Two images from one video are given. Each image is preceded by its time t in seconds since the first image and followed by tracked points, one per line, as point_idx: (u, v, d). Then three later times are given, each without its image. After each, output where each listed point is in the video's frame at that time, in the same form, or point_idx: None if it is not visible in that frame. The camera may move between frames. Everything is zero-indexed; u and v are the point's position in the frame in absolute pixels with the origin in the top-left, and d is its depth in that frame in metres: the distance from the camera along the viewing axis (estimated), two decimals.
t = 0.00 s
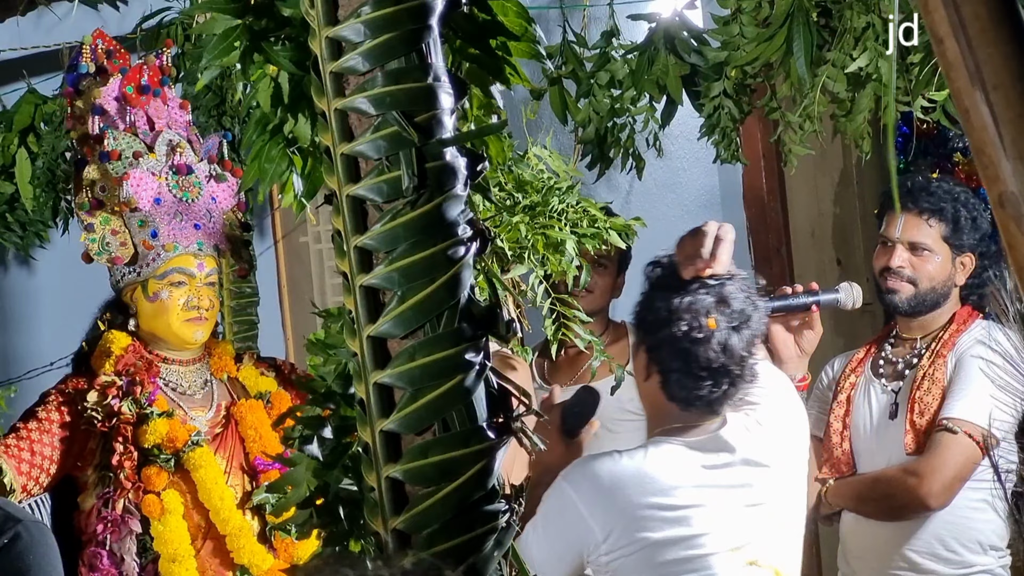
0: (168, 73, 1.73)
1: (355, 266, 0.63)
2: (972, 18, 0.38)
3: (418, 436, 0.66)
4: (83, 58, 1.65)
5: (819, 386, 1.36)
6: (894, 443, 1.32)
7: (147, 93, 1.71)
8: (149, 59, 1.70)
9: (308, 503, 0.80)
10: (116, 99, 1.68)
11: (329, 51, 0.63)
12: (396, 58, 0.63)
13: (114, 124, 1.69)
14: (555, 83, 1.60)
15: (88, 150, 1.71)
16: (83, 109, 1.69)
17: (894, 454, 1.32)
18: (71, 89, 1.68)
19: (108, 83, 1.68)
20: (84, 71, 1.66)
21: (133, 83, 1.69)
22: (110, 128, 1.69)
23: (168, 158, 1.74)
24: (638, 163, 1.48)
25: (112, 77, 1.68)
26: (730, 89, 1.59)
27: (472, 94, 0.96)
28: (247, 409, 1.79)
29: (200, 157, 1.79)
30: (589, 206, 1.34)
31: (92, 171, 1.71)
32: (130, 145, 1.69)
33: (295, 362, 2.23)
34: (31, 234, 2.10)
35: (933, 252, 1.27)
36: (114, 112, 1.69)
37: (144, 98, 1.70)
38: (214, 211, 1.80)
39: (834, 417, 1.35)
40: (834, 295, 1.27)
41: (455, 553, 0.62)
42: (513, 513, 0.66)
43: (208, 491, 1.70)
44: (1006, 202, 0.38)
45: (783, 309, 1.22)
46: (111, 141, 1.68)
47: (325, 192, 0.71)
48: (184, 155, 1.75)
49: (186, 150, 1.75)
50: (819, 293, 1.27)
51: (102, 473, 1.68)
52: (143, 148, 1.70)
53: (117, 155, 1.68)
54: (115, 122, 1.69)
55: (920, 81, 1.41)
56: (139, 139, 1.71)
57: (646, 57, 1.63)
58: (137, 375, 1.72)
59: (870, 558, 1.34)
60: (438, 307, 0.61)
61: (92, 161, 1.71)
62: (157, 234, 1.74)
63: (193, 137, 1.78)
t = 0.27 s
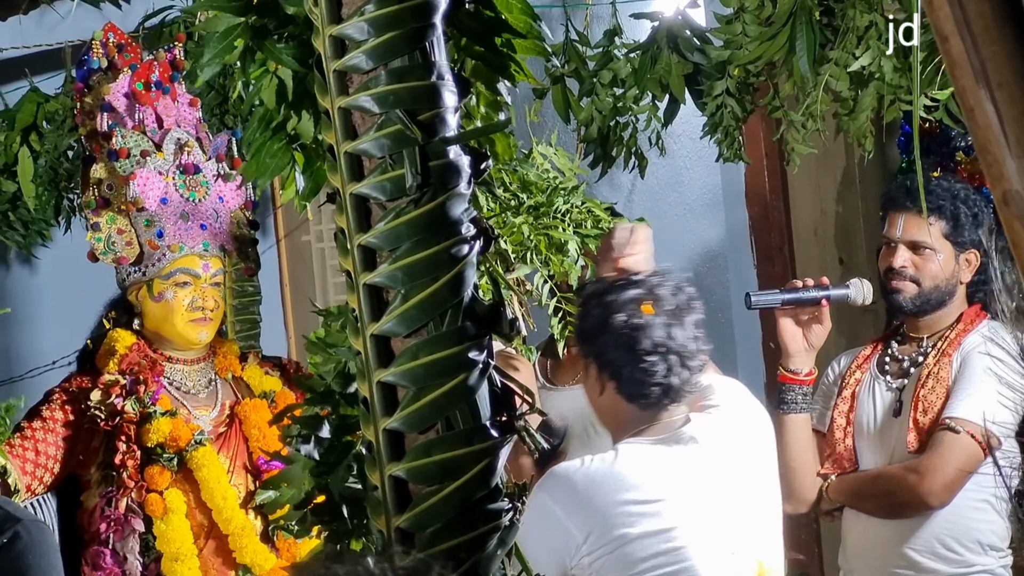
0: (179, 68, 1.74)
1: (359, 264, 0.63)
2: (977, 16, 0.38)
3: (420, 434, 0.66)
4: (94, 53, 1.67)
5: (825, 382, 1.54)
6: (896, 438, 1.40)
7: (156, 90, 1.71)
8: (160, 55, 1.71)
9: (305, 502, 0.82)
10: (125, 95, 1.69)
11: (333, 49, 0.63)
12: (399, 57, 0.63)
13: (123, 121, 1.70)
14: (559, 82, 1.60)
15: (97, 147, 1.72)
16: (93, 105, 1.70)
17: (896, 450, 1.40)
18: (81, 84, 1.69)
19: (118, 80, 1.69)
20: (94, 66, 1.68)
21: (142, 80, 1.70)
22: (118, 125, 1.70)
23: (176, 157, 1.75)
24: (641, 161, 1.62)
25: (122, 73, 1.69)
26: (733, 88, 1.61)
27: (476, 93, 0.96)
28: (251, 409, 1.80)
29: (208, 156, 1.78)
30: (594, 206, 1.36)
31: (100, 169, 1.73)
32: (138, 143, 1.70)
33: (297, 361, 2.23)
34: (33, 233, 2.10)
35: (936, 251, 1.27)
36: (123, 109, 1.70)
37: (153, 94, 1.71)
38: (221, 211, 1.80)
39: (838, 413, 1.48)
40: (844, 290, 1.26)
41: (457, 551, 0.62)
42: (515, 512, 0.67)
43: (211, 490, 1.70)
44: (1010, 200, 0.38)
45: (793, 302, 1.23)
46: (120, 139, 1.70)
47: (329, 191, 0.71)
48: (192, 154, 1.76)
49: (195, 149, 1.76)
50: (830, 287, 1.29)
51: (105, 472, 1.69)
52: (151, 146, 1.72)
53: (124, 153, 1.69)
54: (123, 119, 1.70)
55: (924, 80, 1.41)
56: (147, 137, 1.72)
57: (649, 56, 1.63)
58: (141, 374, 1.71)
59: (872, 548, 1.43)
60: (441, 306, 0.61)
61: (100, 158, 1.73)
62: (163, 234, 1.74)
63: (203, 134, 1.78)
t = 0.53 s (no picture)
0: (184, 69, 1.73)
1: (361, 264, 0.63)
2: (979, 16, 0.37)
3: (422, 434, 0.66)
4: (99, 54, 1.67)
5: (834, 381, 1.60)
6: (897, 439, 1.43)
7: (161, 91, 1.70)
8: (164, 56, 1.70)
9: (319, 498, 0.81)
10: (131, 96, 1.69)
11: (335, 50, 0.63)
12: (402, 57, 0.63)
13: (127, 122, 1.69)
14: (560, 83, 1.61)
15: (101, 148, 1.72)
16: (98, 105, 1.70)
17: (897, 452, 1.43)
18: (86, 85, 1.69)
19: (121, 81, 1.68)
20: (98, 67, 1.68)
21: (147, 80, 1.69)
22: (122, 126, 1.69)
23: (179, 158, 1.74)
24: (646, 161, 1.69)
25: (128, 74, 1.68)
26: (735, 90, 1.61)
27: (477, 93, 0.96)
28: (254, 411, 1.79)
29: (213, 157, 1.78)
30: (600, 209, 1.43)
31: (103, 172, 1.72)
32: (142, 145, 1.69)
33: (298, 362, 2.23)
34: (35, 234, 2.10)
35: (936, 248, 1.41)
36: (127, 110, 1.69)
37: (158, 95, 1.69)
38: (225, 212, 1.79)
39: (843, 413, 1.53)
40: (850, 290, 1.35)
41: (458, 551, 0.62)
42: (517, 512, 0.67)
43: (212, 493, 1.69)
44: (1013, 201, 0.37)
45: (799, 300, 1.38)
46: (124, 140, 1.69)
47: (330, 193, 0.71)
48: (196, 156, 1.75)
49: (198, 150, 1.75)
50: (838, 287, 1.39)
51: (108, 473, 1.69)
52: (155, 147, 1.71)
53: (128, 154, 1.68)
54: (127, 120, 1.69)
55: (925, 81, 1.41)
56: (151, 138, 1.71)
57: (651, 57, 1.62)
58: (143, 375, 1.72)
59: (872, 549, 1.46)
60: (443, 306, 0.61)
61: (104, 159, 1.72)
62: (166, 234, 1.74)
63: (207, 135, 1.78)
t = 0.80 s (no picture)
0: (184, 67, 1.73)
1: (359, 263, 0.63)
2: (978, 13, 0.37)
3: (421, 433, 0.66)
4: (97, 51, 1.66)
5: (838, 378, 1.60)
6: (899, 440, 1.43)
7: (160, 89, 1.69)
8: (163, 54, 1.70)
9: (308, 499, 0.82)
10: (129, 94, 1.68)
11: (334, 47, 0.63)
12: (400, 55, 0.63)
13: (125, 121, 1.69)
14: (559, 82, 1.61)
15: (99, 147, 1.71)
16: (96, 103, 1.69)
17: (899, 452, 1.43)
18: (85, 83, 1.68)
19: (121, 79, 1.67)
20: (97, 65, 1.66)
21: (146, 78, 1.68)
22: (120, 124, 1.68)
23: (178, 156, 1.74)
24: (644, 160, 1.68)
25: (127, 72, 1.67)
26: (733, 88, 1.60)
27: (475, 91, 0.96)
28: (253, 410, 1.79)
29: (211, 155, 1.78)
30: (601, 209, 1.44)
31: (102, 169, 1.72)
32: (140, 143, 1.69)
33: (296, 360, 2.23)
34: (33, 232, 2.09)
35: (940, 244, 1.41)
36: (126, 108, 1.68)
37: (157, 93, 1.69)
38: (224, 210, 1.79)
39: (846, 412, 1.53)
40: (855, 290, 1.34)
41: (456, 552, 0.62)
42: (516, 511, 0.67)
43: (211, 492, 1.69)
44: (1012, 197, 0.37)
45: (799, 300, 1.38)
46: (121, 138, 1.68)
47: (328, 192, 0.71)
48: (194, 153, 1.74)
49: (196, 148, 1.74)
50: (841, 286, 1.38)
51: (107, 471, 1.68)
52: (153, 146, 1.70)
53: (127, 152, 1.68)
54: (125, 119, 1.68)
55: (924, 81, 1.41)
56: (149, 136, 1.70)
57: (649, 56, 1.62)
58: (143, 374, 1.71)
59: (871, 551, 1.48)
60: (442, 304, 0.61)
61: (102, 158, 1.72)
62: (164, 232, 1.74)
63: (206, 133, 1.77)
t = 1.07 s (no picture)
0: (184, 70, 1.73)
1: (362, 264, 0.63)
2: (981, 14, 0.37)
3: (424, 433, 0.66)
4: (97, 55, 1.67)
5: (844, 378, 1.59)
6: (903, 442, 1.43)
7: (160, 91, 1.70)
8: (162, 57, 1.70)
9: (310, 502, 0.81)
10: (128, 97, 1.68)
11: (336, 48, 0.63)
12: (402, 56, 0.63)
13: (124, 122, 1.69)
14: (561, 83, 1.61)
15: (98, 149, 1.71)
16: (95, 106, 1.69)
17: (903, 455, 1.43)
18: (84, 86, 1.68)
19: (120, 81, 1.67)
20: (97, 68, 1.67)
21: (145, 81, 1.69)
22: (120, 126, 1.69)
23: (177, 157, 1.74)
24: (646, 161, 1.69)
25: (125, 75, 1.67)
26: (735, 90, 1.62)
27: (478, 92, 0.96)
28: (253, 410, 1.79)
29: (211, 156, 1.78)
30: (603, 211, 1.44)
31: (101, 170, 1.72)
32: (139, 144, 1.69)
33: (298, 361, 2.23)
34: (35, 233, 2.09)
35: (948, 246, 1.38)
36: (125, 110, 1.68)
37: (156, 95, 1.69)
38: (223, 210, 1.79)
39: (850, 413, 1.53)
40: (858, 292, 1.37)
41: (460, 553, 0.62)
42: (520, 511, 0.67)
43: (212, 492, 1.69)
44: (1015, 198, 0.37)
45: (804, 304, 1.38)
46: (121, 139, 1.68)
47: (330, 192, 0.71)
48: (194, 154, 1.74)
49: (195, 149, 1.74)
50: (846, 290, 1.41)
51: (108, 472, 1.68)
52: (152, 147, 1.70)
53: (126, 154, 1.68)
54: (125, 120, 1.68)
55: (926, 82, 1.41)
56: (148, 138, 1.70)
57: (651, 58, 1.62)
58: (144, 374, 1.71)
59: (877, 556, 1.48)
60: (445, 305, 0.61)
61: (102, 159, 1.72)
62: (163, 233, 1.73)
63: (205, 135, 1.78)
